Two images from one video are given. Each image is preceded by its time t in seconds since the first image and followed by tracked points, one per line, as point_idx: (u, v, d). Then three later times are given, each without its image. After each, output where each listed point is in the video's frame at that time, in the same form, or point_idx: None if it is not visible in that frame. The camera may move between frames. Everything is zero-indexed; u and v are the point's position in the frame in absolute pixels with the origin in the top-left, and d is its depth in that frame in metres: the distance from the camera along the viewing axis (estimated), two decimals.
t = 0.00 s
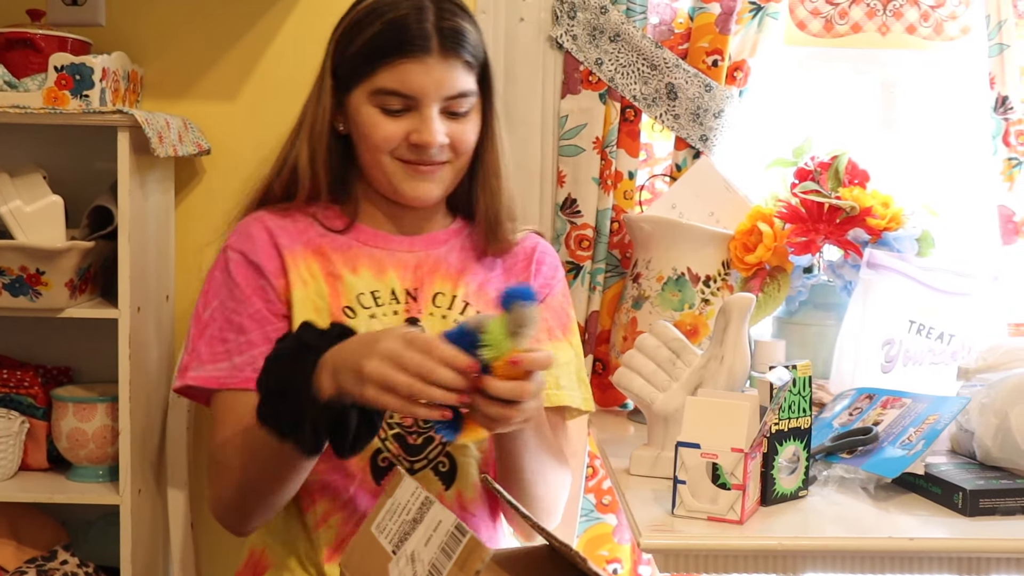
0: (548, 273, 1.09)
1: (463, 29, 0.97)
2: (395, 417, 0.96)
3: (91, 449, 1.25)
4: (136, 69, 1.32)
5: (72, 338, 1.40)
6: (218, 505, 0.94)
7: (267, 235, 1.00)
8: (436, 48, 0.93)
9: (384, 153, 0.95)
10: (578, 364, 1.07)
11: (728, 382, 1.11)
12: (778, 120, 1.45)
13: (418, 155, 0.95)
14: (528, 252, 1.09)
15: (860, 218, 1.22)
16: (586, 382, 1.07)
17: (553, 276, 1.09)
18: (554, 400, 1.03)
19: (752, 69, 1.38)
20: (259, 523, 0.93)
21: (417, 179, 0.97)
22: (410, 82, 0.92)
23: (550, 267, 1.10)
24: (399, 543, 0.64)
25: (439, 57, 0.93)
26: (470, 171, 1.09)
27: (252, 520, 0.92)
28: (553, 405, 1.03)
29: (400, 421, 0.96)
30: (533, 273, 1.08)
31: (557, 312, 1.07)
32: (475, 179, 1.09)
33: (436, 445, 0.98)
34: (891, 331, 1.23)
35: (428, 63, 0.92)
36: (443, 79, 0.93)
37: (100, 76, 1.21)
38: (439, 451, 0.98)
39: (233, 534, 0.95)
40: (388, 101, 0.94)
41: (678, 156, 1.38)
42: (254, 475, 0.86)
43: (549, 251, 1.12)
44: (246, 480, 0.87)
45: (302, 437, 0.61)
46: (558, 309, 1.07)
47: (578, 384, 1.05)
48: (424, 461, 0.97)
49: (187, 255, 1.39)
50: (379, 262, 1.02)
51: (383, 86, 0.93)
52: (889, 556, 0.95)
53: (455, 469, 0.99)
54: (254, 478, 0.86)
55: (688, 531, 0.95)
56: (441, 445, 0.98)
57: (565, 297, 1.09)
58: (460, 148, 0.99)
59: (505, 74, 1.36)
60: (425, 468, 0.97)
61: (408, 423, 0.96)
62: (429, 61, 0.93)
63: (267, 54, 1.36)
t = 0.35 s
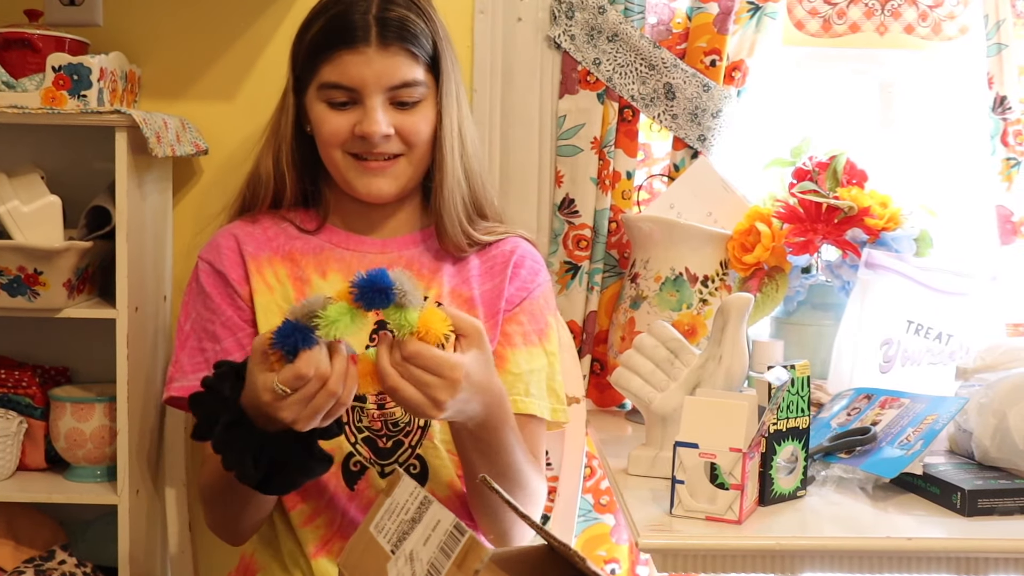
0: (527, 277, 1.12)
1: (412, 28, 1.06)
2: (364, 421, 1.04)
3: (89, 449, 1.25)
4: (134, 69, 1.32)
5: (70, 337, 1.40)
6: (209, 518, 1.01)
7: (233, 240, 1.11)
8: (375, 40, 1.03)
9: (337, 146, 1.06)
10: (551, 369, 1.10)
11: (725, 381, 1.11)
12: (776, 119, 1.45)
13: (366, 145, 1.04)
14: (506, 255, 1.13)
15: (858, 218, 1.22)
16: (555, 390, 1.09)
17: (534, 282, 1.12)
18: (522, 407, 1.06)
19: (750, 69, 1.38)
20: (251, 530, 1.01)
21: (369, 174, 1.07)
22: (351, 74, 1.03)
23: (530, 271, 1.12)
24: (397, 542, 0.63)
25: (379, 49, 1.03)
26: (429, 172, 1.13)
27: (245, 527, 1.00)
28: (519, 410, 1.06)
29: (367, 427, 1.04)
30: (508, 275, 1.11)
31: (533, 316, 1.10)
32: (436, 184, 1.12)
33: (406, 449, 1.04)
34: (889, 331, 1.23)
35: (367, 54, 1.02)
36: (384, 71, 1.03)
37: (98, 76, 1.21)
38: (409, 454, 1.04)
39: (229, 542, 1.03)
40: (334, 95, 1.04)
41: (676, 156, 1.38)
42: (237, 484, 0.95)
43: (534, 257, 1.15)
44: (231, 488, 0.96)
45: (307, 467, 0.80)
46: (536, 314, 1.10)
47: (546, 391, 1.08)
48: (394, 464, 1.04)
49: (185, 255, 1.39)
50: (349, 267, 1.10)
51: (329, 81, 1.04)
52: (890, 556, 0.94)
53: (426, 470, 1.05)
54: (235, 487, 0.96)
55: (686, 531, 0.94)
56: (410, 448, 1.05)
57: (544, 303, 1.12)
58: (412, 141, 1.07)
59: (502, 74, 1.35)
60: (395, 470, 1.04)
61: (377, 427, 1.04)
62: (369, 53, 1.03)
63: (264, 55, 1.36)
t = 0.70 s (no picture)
0: (520, 274, 1.11)
1: (404, 22, 1.08)
2: (361, 423, 1.04)
3: (87, 449, 1.25)
4: (131, 69, 1.32)
5: (67, 339, 1.40)
6: (228, 527, 1.00)
7: (229, 245, 1.11)
8: (367, 34, 1.05)
9: (331, 143, 1.07)
10: (540, 367, 1.08)
11: (723, 381, 1.11)
12: (774, 120, 1.45)
13: (359, 139, 1.05)
14: (499, 255, 1.12)
15: (855, 219, 1.21)
16: (541, 388, 1.08)
17: (527, 280, 1.11)
18: (502, 405, 1.03)
19: (748, 69, 1.38)
20: (271, 535, 1.00)
21: (362, 168, 1.07)
22: (343, 68, 1.04)
23: (523, 268, 1.12)
24: (396, 543, 0.63)
25: (371, 43, 1.04)
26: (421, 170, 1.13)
27: (263, 533, 0.99)
28: (501, 409, 1.03)
29: (365, 429, 1.04)
30: (500, 274, 1.10)
31: (524, 315, 1.09)
32: (427, 181, 1.12)
33: (404, 452, 1.05)
34: (887, 331, 1.23)
35: (359, 48, 1.04)
36: (376, 65, 1.04)
37: (95, 77, 1.21)
38: (406, 456, 1.04)
39: (249, 548, 1.02)
40: (326, 90, 1.06)
41: (673, 157, 1.39)
42: (249, 499, 0.94)
43: (528, 254, 1.14)
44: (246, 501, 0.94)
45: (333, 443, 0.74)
46: (527, 313, 1.09)
47: (532, 391, 1.07)
48: (393, 466, 1.04)
49: (182, 256, 1.39)
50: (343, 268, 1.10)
51: (321, 76, 1.05)
52: (888, 556, 0.94)
53: (423, 473, 1.05)
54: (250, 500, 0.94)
55: (684, 532, 0.94)
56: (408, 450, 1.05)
57: (537, 301, 1.11)
58: (405, 136, 1.08)
59: (500, 74, 1.35)
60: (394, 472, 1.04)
61: (375, 429, 1.04)
62: (361, 46, 1.04)
63: (262, 55, 1.36)
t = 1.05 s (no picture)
0: (518, 273, 1.11)
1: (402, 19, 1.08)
2: (361, 426, 1.04)
3: (84, 450, 1.25)
4: (130, 70, 1.32)
5: (66, 339, 1.40)
6: (228, 524, 0.99)
7: (229, 245, 1.11)
8: (363, 31, 1.05)
9: (328, 141, 1.06)
10: (540, 365, 1.08)
11: (720, 383, 1.11)
12: (772, 121, 1.45)
13: (356, 136, 1.05)
14: (498, 253, 1.12)
15: (853, 219, 1.21)
16: (540, 386, 1.07)
17: (525, 278, 1.11)
18: (503, 406, 1.03)
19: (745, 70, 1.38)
20: (272, 534, 0.99)
21: (360, 167, 1.07)
22: (340, 65, 1.05)
23: (522, 267, 1.11)
24: (393, 545, 0.62)
25: (368, 40, 1.05)
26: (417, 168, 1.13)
27: (264, 531, 0.98)
28: (502, 409, 1.03)
29: (363, 430, 1.04)
30: (499, 273, 1.10)
31: (523, 314, 1.08)
32: (425, 177, 1.12)
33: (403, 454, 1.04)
34: (885, 332, 1.23)
35: (355, 45, 1.05)
36: (373, 61, 1.05)
37: (94, 77, 1.21)
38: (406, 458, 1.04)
39: (247, 547, 1.01)
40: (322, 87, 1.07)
41: (671, 158, 1.39)
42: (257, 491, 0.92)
43: (527, 252, 1.14)
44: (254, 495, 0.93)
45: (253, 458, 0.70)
46: (526, 312, 1.09)
47: (533, 388, 1.06)
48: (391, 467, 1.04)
49: (181, 257, 1.39)
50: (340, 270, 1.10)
51: (318, 73, 1.06)
52: (885, 557, 0.94)
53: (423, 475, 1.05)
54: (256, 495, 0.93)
55: (682, 533, 0.94)
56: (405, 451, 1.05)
57: (535, 300, 1.10)
58: (403, 133, 1.08)
59: (498, 74, 1.35)
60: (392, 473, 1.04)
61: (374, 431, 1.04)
62: (357, 43, 1.05)
63: (260, 56, 1.36)
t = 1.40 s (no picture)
0: (509, 274, 1.10)
1: (402, 20, 1.08)
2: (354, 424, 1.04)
3: (82, 451, 1.25)
4: (128, 72, 1.32)
5: (63, 341, 1.41)
6: (228, 518, 0.98)
7: (227, 243, 1.11)
8: (363, 27, 1.06)
9: (325, 136, 1.07)
10: (527, 366, 1.06)
11: (718, 385, 1.11)
12: (770, 124, 1.45)
13: (356, 132, 1.05)
14: (493, 255, 1.12)
15: (851, 221, 1.22)
16: (525, 386, 1.04)
17: (516, 279, 1.10)
18: (483, 399, 1.01)
19: (743, 72, 1.38)
20: (271, 532, 0.98)
21: (357, 163, 1.07)
22: (339, 61, 1.05)
23: (513, 268, 1.11)
24: (391, 546, 0.62)
25: (368, 35, 1.06)
26: (415, 167, 1.12)
27: (264, 529, 0.97)
28: (482, 402, 1.01)
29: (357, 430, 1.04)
30: (491, 273, 1.09)
31: (512, 312, 1.07)
32: (422, 176, 1.12)
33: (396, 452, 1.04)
34: (882, 333, 1.23)
35: (355, 40, 1.05)
36: (372, 57, 1.05)
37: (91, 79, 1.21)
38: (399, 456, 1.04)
39: (246, 543, 1.00)
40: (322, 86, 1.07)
41: (669, 159, 1.39)
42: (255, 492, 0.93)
43: (521, 255, 1.13)
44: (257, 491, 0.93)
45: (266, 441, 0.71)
46: (515, 311, 1.08)
47: (517, 387, 1.04)
48: (384, 467, 1.04)
49: (178, 258, 1.39)
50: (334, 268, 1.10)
51: (318, 70, 1.06)
52: (882, 559, 0.95)
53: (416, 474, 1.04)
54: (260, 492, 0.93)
55: (679, 534, 0.94)
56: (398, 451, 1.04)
57: (527, 300, 1.09)
58: (403, 129, 1.08)
59: (496, 76, 1.35)
60: (385, 473, 1.03)
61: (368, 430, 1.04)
62: (357, 38, 1.05)
63: (258, 58, 1.36)
